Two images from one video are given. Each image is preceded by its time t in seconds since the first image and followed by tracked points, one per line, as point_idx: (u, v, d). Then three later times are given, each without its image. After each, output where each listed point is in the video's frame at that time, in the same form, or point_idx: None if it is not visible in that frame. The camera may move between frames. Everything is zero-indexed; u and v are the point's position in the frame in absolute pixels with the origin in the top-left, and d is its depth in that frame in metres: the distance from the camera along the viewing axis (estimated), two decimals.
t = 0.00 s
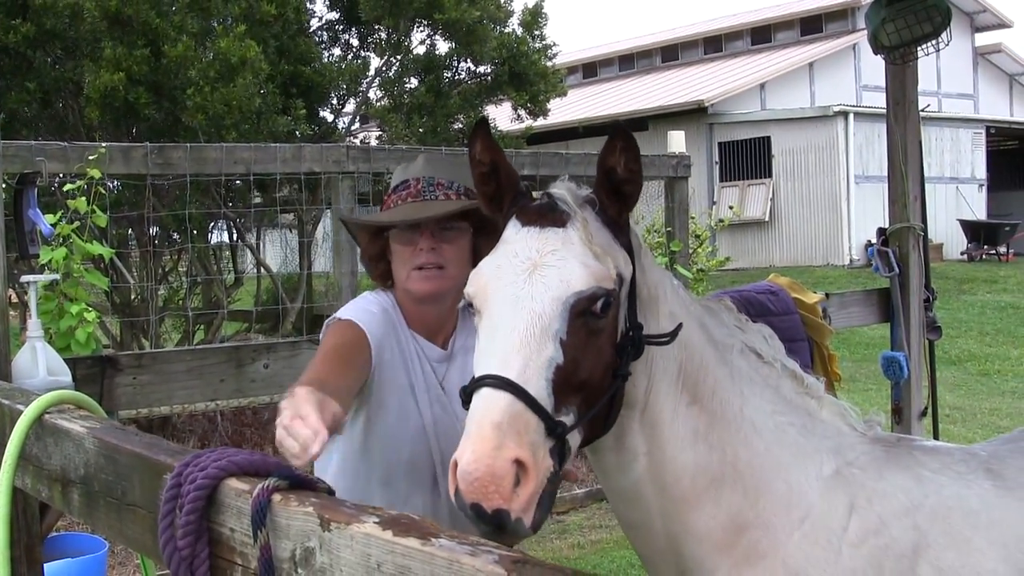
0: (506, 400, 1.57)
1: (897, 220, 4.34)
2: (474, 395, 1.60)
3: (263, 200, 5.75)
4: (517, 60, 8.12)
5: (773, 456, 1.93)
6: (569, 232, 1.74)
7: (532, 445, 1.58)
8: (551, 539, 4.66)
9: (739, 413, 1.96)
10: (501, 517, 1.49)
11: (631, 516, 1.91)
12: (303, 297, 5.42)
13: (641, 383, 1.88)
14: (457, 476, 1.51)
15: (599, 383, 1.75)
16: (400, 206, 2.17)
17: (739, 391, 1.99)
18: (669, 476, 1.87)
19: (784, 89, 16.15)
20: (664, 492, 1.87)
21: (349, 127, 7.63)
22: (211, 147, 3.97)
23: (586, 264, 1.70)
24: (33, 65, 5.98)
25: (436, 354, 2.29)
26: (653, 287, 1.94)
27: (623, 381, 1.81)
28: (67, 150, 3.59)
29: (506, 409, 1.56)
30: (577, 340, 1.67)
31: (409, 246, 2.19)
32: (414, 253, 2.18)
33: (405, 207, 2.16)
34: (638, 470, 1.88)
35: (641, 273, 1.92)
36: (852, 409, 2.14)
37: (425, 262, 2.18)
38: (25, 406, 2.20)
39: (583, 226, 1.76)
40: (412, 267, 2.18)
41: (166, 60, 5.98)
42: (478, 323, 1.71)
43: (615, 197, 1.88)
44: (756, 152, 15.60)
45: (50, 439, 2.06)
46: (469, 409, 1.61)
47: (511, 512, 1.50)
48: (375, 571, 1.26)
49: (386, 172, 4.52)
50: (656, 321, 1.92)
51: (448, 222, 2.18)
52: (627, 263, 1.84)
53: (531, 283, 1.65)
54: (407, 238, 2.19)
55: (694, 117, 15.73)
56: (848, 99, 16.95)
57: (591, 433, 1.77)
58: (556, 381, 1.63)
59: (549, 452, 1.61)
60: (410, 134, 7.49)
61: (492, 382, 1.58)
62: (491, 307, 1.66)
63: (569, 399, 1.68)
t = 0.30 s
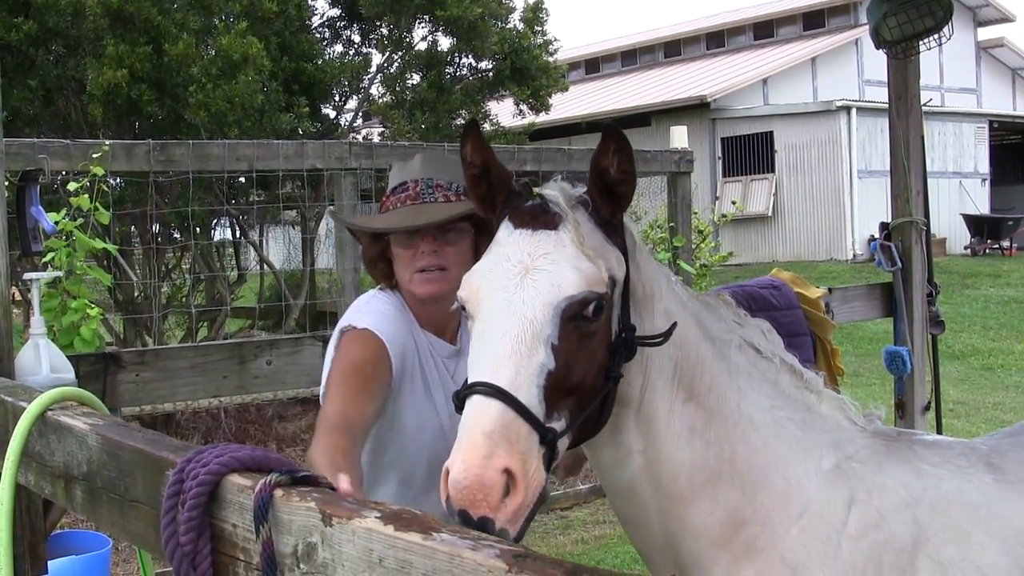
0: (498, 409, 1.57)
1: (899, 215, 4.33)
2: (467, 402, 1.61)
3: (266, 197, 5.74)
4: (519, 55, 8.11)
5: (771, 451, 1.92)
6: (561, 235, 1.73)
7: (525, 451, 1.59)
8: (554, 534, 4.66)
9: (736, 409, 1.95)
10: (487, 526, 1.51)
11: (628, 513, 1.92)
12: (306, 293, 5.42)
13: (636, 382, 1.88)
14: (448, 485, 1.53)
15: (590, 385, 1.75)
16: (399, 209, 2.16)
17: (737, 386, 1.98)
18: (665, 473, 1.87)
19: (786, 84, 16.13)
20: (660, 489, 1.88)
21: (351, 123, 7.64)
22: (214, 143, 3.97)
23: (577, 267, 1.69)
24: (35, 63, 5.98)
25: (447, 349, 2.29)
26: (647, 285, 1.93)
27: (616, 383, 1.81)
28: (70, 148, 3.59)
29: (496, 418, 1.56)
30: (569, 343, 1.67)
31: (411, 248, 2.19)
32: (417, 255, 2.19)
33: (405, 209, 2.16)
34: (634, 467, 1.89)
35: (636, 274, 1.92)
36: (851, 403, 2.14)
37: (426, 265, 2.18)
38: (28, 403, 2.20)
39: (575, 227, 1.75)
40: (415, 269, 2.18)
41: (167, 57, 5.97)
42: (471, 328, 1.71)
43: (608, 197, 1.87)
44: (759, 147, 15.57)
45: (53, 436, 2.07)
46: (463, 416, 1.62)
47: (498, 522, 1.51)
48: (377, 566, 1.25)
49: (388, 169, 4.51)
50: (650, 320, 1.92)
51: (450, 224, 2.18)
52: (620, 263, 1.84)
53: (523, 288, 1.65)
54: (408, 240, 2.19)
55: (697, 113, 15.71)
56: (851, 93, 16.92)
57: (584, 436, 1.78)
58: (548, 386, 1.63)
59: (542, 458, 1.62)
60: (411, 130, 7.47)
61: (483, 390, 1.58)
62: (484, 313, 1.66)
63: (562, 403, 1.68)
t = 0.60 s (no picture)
0: (451, 417, 1.58)
1: (902, 208, 4.32)
2: (429, 407, 1.63)
3: (269, 193, 5.74)
4: (522, 49, 8.10)
5: (772, 446, 1.91)
6: (533, 236, 1.69)
7: (476, 462, 1.59)
8: (559, 529, 4.67)
9: (738, 405, 1.94)
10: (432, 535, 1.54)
11: (628, 510, 1.90)
12: (309, 288, 5.42)
13: (633, 378, 1.87)
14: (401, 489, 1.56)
15: (563, 388, 1.72)
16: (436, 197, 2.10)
17: (739, 381, 1.97)
18: (666, 469, 1.85)
19: (790, 78, 16.10)
20: (660, 486, 1.86)
21: (354, 118, 7.64)
22: (217, 139, 3.97)
23: (545, 271, 1.65)
24: (39, 59, 5.98)
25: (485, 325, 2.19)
26: (645, 281, 1.91)
27: (597, 384, 1.77)
28: (73, 144, 3.59)
29: (449, 425, 1.57)
30: (535, 348, 1.64)
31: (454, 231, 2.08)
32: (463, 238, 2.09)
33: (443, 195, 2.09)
34: (634, 464, 1.87)
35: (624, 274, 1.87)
36: (853, 397, 2.13)
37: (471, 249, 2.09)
38: (31, 398, 2.21)
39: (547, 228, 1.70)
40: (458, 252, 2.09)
41: (170, 53, 5.98)
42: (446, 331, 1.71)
43: (582, 196, 1.80)
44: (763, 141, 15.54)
45: (56, 432, 2.07)
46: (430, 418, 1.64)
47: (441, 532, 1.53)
48: (378, 560, 1.25)
49: (391, 164, 4.52)
50: (648, 317, 1.90)
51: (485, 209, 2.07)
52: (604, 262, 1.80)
53: (489, 294, 1.62)
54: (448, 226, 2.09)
55: (701, 107, 15.68)
56: (855, 87, 16.88)
57: (561, 438, 1.75)
58: (508, 393, 1.62)
59: (496, 468, 1.61)
60: (415, 125, 7.46)
61: (441, 399, 1.58)
62: (454, 320, 1.65)
63: (527, 408, 1.66)
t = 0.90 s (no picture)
0: (411, 424, 1.64)
1: (903, 206, 4.31)
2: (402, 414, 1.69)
3: (270, 190, 5.74)
4: (522, 46, 8.09)
5: (771, 444, 1.90)
6: (502, 242, 1.71)
7: (437, 468, 1.63)
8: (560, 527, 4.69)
9: (736, 403, 1.93)
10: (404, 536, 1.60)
11: (627, 511, 1.91)
12: (310, 286, 5.44)
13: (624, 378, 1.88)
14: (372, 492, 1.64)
15: (535, 393, 1.73)
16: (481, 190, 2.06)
17: (737, 379, 1.97)
18: (662, 469, 1.85)
19: (791, 75, 16.09)
20: (657, 486, 1.85)
21: (356, 115, 7.64)
22: (218, 137, 3.97)
23: (509, 278, 1.67)
24: (39, 56, 5.98)
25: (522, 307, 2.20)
26: (635, 282, 1.91)
27: (574, 389, 1.77)
28: (74, 141, 3.58)
29: (408, 433, 1.63)
30: (500, 355, 1.66)
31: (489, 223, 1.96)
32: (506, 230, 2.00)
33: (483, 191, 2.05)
34: (630, 465, 1.88)
35: (609, 277, 1.87)
36: (853, 396, 2.12)
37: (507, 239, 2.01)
38: (31, 396, 2.21)
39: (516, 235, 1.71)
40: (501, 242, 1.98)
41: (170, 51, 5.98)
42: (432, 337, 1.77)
43: (551, 202, 1.78)
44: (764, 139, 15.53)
45: (57, 430, 2.07)
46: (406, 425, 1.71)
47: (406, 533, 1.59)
48: (378, 559, 1.25)
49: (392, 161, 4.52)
50: (636, 319, 1.90)
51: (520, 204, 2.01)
52: (580, 265, 1.79)
53: (456, 301, 1.66)
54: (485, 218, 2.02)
55: (702, 104, 15.66)
56: (856, 84, 16.87)
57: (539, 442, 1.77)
58: (470, 400, 1.65)
59: (459, 472, 1.65)
60: (415, 121, 7.51)
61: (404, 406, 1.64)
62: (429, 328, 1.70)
63: (494, 413, 1.68)
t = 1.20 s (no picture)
0: (396, 436, 1.67)
1: (904, 207, 4.31)
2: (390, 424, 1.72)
3: (271, 192, 5.75)
4: (524, 49, 8.07)
5: (770, 445, 1.90)
6: (488, 253, 1.73)
7: (423, 478, 1.67)
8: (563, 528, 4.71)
9: (734, 405, 1.92)
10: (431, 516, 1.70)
11: (627, 513, 1.92)
12: (312, 288, 5.45)
13: (617, 382, 1.88)
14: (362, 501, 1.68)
15: (522, 402, 1.75)
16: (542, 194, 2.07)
17: (735, 381, 1.96)
18: (659, 472, 1.86)
19: (792, 76, 16.09)
20: (653, 489, 1.86)
21: (357, 117, 7.65)
22: (220, 139, 3.98)
23: (492, 289, 1.69)
24: (40, 60, 5.98)
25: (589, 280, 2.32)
26: (627, 288, 1.92)
27: (563, 397, 1.79)
28: (76, 144, 3.59)
29: (392, 445, 1.66)
30: (485, 365, 1.68)
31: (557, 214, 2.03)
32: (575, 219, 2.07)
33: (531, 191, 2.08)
34: (628, 468, 1.89)
35: (600, 285, 1.87)
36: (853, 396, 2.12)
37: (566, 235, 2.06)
38: (32, 399, 2.21)
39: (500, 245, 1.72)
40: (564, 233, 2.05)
41: (171, 54, 5.99)
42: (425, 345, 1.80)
43: (536, 213, 1.77)
44: (765, 140, 15.52)
45: (58, 433, 2.08)
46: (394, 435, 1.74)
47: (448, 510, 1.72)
48: (378, 560, 1.25)
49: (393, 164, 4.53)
50: (628, 323, 1.90)
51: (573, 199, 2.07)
52: (568, 273, 1.80)
53: (441, 313, 1.68)
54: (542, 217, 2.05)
55: (703, 106, 15.66)
56: (858, 85, 16.86)
57: (529, 448, 1.79)
58: (455, 411, 1.67)
59: (444, 481, 1.69)
60: (417, 124, 7.52)
61: (390, 418, 1.67)
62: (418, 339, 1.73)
63: (480, 423, 1.70)
